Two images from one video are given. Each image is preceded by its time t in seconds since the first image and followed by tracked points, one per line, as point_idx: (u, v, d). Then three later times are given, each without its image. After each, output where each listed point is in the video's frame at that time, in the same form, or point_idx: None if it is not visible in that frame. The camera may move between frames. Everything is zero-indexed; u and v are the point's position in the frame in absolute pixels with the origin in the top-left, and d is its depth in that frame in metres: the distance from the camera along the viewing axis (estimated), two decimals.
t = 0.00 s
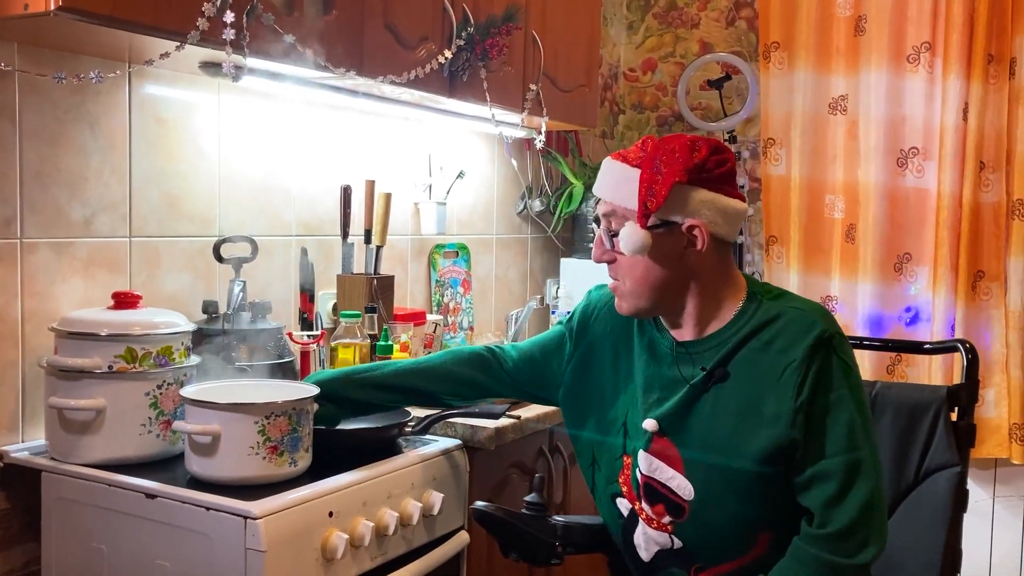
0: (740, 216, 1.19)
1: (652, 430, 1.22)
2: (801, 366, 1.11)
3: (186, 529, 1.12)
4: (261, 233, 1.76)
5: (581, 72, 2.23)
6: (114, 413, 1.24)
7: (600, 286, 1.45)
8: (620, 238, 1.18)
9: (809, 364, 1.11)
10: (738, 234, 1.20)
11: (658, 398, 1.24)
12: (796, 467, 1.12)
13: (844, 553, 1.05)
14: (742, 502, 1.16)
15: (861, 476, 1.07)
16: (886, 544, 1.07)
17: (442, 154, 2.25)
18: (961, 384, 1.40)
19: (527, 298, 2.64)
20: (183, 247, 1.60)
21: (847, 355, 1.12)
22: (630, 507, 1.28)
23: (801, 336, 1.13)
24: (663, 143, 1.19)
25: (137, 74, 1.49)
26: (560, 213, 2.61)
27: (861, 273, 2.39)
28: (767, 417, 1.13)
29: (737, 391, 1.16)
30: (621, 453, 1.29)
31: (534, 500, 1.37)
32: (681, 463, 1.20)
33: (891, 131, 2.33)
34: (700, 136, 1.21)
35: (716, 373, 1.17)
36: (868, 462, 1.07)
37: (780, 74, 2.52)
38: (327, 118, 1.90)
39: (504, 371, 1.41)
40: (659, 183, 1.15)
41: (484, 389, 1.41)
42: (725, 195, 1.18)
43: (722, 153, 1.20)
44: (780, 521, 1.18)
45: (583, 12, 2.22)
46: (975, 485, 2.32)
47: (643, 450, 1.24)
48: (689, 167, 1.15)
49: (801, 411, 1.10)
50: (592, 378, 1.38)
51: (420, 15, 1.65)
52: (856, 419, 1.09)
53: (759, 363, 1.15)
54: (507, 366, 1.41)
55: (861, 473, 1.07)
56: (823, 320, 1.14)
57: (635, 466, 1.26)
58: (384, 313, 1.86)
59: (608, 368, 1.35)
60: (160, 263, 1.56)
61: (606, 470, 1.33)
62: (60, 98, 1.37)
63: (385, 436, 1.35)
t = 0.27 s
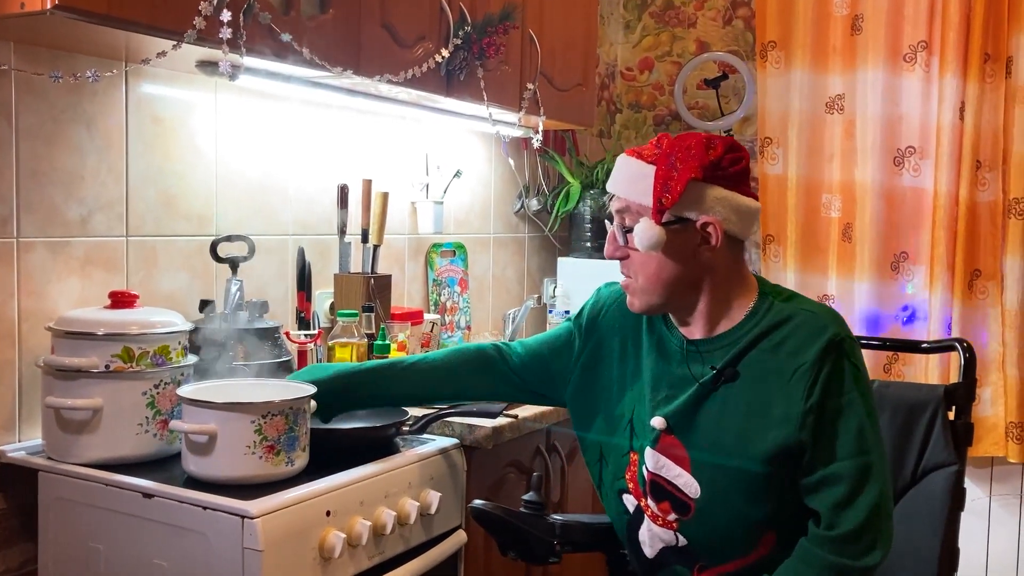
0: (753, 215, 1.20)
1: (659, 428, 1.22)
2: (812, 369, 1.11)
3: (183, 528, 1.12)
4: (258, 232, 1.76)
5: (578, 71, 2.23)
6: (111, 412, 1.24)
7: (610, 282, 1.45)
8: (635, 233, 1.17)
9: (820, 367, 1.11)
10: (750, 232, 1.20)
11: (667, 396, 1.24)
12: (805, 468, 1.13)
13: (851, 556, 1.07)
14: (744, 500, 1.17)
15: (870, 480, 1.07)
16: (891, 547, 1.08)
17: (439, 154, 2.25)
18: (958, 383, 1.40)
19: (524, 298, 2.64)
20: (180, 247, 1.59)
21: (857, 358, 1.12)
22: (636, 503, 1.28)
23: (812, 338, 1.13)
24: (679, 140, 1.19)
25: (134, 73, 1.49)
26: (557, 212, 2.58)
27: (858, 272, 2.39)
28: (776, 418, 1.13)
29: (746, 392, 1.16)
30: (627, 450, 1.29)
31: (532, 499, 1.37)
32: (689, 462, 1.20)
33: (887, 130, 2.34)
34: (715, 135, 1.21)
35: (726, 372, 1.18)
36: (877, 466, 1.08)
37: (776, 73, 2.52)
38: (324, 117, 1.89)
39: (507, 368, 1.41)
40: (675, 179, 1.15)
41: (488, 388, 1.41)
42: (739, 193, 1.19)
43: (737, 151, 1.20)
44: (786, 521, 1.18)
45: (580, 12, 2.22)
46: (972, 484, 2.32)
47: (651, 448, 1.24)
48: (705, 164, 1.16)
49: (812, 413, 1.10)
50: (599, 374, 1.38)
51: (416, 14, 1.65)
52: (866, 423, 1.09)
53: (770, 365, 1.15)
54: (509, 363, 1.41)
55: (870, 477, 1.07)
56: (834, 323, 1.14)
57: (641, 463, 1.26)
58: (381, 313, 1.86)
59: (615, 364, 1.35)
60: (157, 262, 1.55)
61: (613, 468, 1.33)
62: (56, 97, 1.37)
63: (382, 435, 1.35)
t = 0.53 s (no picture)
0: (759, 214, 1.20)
1: (663, 428, 1.22)
2: (818, 371, 1.11)
3: (181, 528, 1.12)
4: (256, 233, 1.76)
5: (577, 71, 2.23)
6: (109, 413, 1.24)
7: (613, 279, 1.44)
8: (639, 234, 1.18)
9: (825, 369, 1.11)
10: (756, 232, 1.20)
11: (669, 396, 1.24)
12: (808, 470, 1.13)
13: (852, 557, 1.07)
14: (746, 500, 1.17)
15: (872, 482, 1.08)
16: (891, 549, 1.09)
17: (437, 154, 2.25)
18: (956, 383, 1.41)
19: (522, 298, 2.64)
20: (178, 247, 1.59)
21: (862, 361, 1.12)
22: (637, 502, 1.28)
23: (818, 340, 1.13)
24: (684, 140, 1.19)
25: (132, 73, 1.49)
26: (555, 212, 2.59)
27: (856, 272, 2.39)
28: (780, 420, 1.13)
29: (751, 393, 1.16)
30: (628, 449, 1.30)
31: (531, 499, 1.37)
32: (692, 463, 1.20)
33: (885, 130, 2.34)
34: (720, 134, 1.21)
35: (732, 374, 1.17)
36: (879, 468, 1.08)
37: (774, 74, 2.52)
38: (322, 118, 1.89)
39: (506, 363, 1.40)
40: (679, 180, 1.15)
41: (484, 381, 1.41)
42: (744, 193, 1.19)
43: (742, 151, 1.20)
44: (788, 522, 1.18)
45: (578, 12, 2.22)
46: (970, 484, 2.32)
47: (653, 448, 1.24)
48: (710, 163, 1.15)
49: (817, 416, 1.10)
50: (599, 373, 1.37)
51: (415, 14, 1.65)
52: (870, 426, 1.09)
53: (775, 366, 1.15)
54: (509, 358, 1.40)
55: (872, 479, 1.08)
56: (840, 325, 1.14)
57: (643, 462, 1.26)
58: (379, 313, 1.85)
59: (616, 364, 1.35)
60: (155, 262, 1.55)
61: (614, 467, 1.33)
62: (54, 97, 1.37)
63: (381, 435, 1.35)
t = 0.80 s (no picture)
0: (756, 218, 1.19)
1: (662, 432, 1.23)
2: (818, 377, 1.11)
3: (180, 529, 1.12)
4: (254, 234, 1.75)
5: (575, 72, 2.23)
6: (108, 414, 1.24)
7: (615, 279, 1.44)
8: (634, 242, 1.18)
9: (825, 375, 1.11)
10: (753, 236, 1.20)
11: (669, 399, 1.24)
12: (808, 476, 1.13)
13: (852, 564, 1.07)
14: (745, 504, 1.17)
15: (873, 489, 1.08)
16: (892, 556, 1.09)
17: (436, 155, 2.25)
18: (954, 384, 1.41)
19: (521, 299, 2.64)
20: (177, 248, 1.59)
21: (863, 367, 1.12)
22: (637, 502, 1.28)
23: (818, 345, 1.13)
24: (676, 146, 1.19)
25: (130, 74, 1.49)
26: (553, 213, 2.59)
27: (855, 273, 2.39)
28: (780, 426, 1.13)
29: (751, 398, 1.16)
30: (625, 450, 1.30)
31: (529, 500, 1.37)
32: (691, 466, 1.20)
33: (884, 132, 2.34)
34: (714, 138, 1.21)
35: (731, 379, 1.17)
36: (880, 475, 1.08)
37: (773, 75, 2.52)
38: (321, 118, 1.89)
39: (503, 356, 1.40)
40: (673, 186, 1.15)
41: (483, 372, 1.40)
42: (739, 197, 1.18)
43: (736, 154, 1.19)
44: (789, 528, 1.18)
45: (577, 13, 2.22)
46: (968, 485, 2.33)
47: (653, 450, 1.24)
48: (703, 169, 1.15)
49: (817, 422, 1.10)
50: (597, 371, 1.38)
51: (414, 16, 1.65)
52: (870, 433, 1.09)
53: (775, 372, 1.15)
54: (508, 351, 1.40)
55: (873, 486, 1.08)
56: (841, 331, 1.14)
57: (642, 464, 1.26)
58: (378, 314, 1.85)
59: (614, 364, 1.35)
60: (153, 263, 1.55)
61: (613, 469, 1.33)
62: (53, 98, 1.37)
63: (379, 437, 1.35)
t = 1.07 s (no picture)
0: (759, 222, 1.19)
1: (663, 438, 1.22)
2: (821, 384, 1.11)
3: (179, 531, 1.12)
4: (253, 235, 1.75)
5: (575, 75, 2.23)
6: (107, 416, 1.23)
7: (616, 285, 1.45)
8: (637, 247, 1.18)
9: (828, 383, 1.11)
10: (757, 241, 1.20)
11: (671, 405, 1.24)
12: (811, 484, 1.13)
13: (853, 572, 1.07)
14: (747, 510, 1.17)
15: (875, 497, 1.08)
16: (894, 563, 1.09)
17: (435, 157, 2.25)
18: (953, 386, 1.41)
19: (520, 301, 2.64)
20: (176, 250, 1.59)
21: (867, 374, 1.12)
22: (637, 509, 1.28)
23: (821, 352, 1.13)
24: (680, 149, 1.19)
25: (130, 76, 1.49)
26: (552, 215, 2.60)
27: (854, 275, 2.39)
28: (781, 433, 1.13)
29: (753, 405, 1.16)
30: (625, 456, 1.30)
31: (529, 503, 1.37)
32: (692, 472, 1.20)
33: (883, 134, 2.34)
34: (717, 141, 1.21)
35: (733, 386, 1.17)
36: (883, 483, 1.08)
37: (772, 77, 2.52)
38: (320, 120, 1.89)
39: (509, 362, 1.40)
40: (676, 192, 1.15)
41: (481, 380, 1.41)
42: (743, 201, 1.18)
43: (740, 158, 1.19)
44: (791, 535, 1.18)
45: (576, 15, 2.23)
46: (968, 487, 2.33)
47: (653, 457, 1.24)
48: (706, 174, 1.15)
49: (819, 430, 1.10)
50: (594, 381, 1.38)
51: (413, 18, 1.65)
52: (874, 441, 1.09)
53: (778, 378, 1.15)
54: (512, 357, 1.40)
55: (876, 494, 1.08)
56: (844, 337, 1.14)
57: (642, 470, 1.26)
58: (377, 316, 1.85)
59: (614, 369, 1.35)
60: (152, 265, 1.55)
61: (613, 475, 1.33)
62: (52, 100, 1.37)
63: (379, 438, 1.34)
